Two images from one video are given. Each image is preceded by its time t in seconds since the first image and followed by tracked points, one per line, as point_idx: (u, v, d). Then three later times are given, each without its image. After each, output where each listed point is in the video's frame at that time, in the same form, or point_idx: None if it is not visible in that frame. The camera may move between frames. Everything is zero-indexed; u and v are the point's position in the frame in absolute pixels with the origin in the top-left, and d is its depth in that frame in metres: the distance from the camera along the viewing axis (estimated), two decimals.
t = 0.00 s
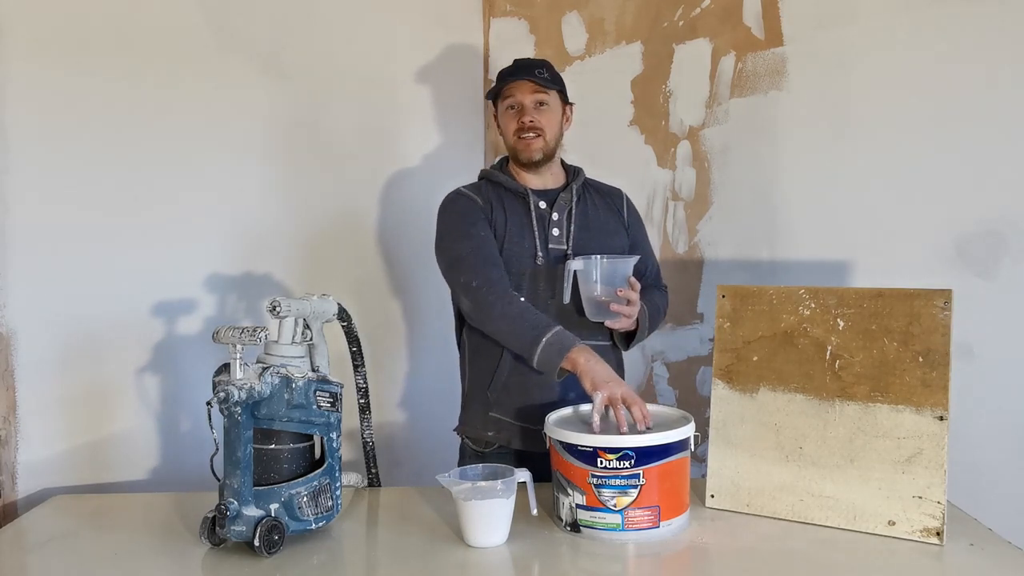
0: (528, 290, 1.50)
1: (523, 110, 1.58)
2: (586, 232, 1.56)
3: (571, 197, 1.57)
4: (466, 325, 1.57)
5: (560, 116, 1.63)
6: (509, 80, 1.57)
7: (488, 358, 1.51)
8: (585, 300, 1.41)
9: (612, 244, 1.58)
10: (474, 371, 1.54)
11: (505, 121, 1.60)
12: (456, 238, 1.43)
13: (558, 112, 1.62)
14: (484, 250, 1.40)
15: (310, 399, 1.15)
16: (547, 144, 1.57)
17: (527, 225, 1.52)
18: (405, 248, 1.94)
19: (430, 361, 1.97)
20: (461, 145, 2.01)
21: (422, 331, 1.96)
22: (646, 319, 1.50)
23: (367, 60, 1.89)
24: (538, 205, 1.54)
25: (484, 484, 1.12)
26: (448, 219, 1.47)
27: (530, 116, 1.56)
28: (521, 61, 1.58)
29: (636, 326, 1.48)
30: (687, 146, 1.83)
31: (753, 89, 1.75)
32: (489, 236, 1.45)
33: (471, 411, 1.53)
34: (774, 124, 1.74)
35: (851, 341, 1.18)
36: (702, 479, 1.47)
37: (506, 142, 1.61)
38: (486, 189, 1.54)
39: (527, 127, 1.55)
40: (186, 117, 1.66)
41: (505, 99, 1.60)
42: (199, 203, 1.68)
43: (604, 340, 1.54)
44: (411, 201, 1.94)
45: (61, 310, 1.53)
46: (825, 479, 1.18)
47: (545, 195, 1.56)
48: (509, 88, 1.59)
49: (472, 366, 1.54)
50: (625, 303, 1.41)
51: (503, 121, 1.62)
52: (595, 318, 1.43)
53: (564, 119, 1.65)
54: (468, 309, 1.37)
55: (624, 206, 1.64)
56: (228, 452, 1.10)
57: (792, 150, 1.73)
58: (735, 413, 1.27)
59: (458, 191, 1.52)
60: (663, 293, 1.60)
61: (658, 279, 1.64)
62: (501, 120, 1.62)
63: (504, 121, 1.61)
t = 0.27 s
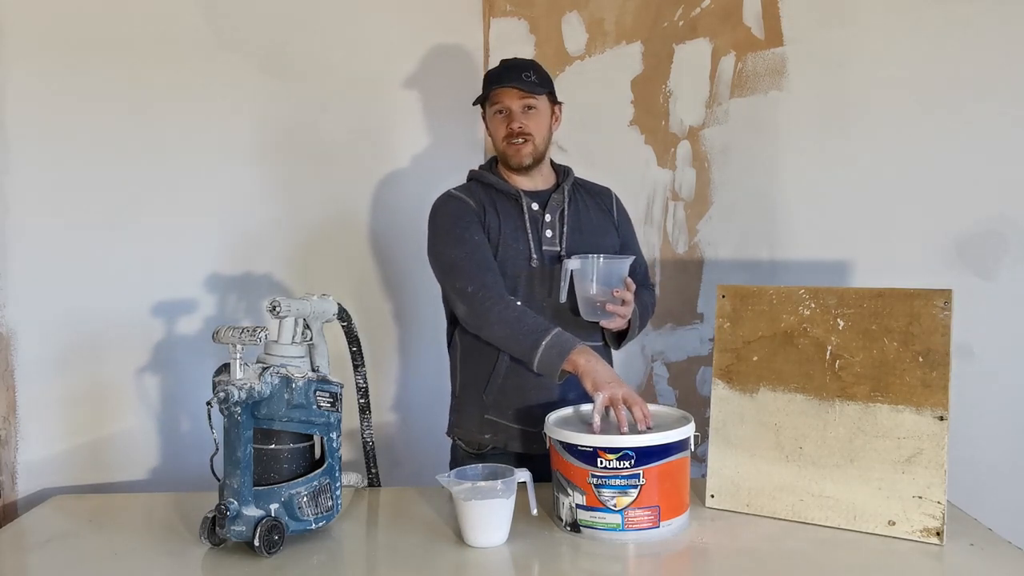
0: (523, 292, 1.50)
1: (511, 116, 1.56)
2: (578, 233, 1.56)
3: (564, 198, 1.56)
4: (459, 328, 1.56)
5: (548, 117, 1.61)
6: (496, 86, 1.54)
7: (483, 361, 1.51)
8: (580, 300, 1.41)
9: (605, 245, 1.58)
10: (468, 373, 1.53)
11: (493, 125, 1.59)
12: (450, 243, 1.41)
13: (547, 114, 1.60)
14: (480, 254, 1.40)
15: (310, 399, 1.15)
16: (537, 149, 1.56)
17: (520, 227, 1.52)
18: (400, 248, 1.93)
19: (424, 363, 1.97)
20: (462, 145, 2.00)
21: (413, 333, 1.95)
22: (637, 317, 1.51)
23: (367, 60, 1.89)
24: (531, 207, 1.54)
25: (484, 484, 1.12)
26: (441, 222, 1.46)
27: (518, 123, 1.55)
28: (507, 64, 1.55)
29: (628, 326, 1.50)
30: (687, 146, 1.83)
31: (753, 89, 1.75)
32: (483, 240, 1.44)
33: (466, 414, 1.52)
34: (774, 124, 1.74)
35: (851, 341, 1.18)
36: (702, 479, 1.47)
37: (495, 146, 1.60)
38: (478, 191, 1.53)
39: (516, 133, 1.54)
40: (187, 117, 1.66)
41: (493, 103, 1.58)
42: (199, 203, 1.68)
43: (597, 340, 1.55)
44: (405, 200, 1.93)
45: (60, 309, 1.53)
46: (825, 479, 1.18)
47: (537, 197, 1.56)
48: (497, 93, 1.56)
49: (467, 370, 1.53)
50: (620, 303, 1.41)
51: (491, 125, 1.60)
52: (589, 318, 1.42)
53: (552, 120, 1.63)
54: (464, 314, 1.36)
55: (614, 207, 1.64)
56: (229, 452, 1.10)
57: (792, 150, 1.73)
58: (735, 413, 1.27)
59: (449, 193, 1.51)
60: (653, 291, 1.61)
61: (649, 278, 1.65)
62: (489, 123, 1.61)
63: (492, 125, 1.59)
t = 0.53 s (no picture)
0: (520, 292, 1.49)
1: (506, 117, 1.56)
2: (572, 233, 1.56)
3: (558, 198, 1.57)
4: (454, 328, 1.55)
5: (543, 119, 1.61)
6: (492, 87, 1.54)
7: (478, 361, 1.50)
8: (580, 301, 1.41)
9: (598, 245, 1.59)
10: (462, 374, 1.53)
11: (487, 126, 1.58)
12: (447, 243, 1.41)
13: (541, 116, 1.60)
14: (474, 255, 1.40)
15: (310, 399, 1.15)
16: (531, 150, 1.56)
17: (516, 228, 1.51)
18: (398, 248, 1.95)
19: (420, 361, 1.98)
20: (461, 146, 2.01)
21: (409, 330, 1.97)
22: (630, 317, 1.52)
23: (367, 60, 1.89)
24: (526, 208, 1.54)
25: (484, 484, 1.12)
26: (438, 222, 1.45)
27: (513, 124, 1.54)
28: (503, 65, 1.55)
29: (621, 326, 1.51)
30: (687, 146, 1.83)
31: (753, 89, 1.75)
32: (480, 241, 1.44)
33: (461, 415, 1.52)
34: (774, 124, 1.74)
35: (851, 341, 1.18)
36: (702, 479, 1.47)
37: (489, 146, 1.59)
38: (473, 190, 1.53)
39: (511, 134, 1.54)
40: (187, 117, 1.66)
41: (488, 104, 1.57)
42: (200, 203, 1.68)
43: (591, 340, 1.55)
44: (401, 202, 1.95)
45: (60, 309, 1.53)
46: (825, 479, 1.18)
47: (532, 198, 1.56)
48: (492, 94, 1.55)
49: (462, 371, 1.53)
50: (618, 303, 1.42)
51: (485, 126, 1.59)
52: (588, 318, 1.42)
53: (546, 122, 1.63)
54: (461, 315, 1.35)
55: (607, 208, 1.65)
56: (229, 453, 1.10)
57: (793, 150, 1.73)
58: (735, 413, 1.27)
59: (444, 193, 1.50)
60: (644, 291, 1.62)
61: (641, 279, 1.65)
62: (484, 124, 1.60)
63: (486, 126, 1.59)
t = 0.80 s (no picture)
0: (512, 295, 1.51)
1: (509, 120, 1.55)
2: (571, 233, 1.56)
3: (557, 199, 1.56)
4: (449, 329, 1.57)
5: (544, 120, 1.61)
6: (495, 92, 1.52)
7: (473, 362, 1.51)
8: (574, 302, 1.40)
9: (597, 246, 1.59)
10: (458, 375, 1.53)
11: (489, 129, 1.58)
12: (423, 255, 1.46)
13: (543, 117, 1.59)
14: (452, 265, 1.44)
15: (310, 399, 1.15)
16: (535, 153, 1.57)
17: (512, 229, 1.52)
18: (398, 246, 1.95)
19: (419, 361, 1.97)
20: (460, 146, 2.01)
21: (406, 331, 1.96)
22: (629, 319, 1.50)
23: (367, 60, 1.89)
24: (524, 209, 1.54)
25: (484, 484, 1.12)
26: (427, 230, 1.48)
27: (516, 128, 1.54)
28: (503, 67, 1.53)
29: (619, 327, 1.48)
30: (687, 146, 1.83)
31: (753, 89, 1.75)
32: (464, 250, 1.47)
33: (459, 415, 1.52)
34: (774, 124, 1.74)
35: (852, 341, 1.18)
36: (702, 479, 1.47)
37: (491, 149, 1.59)
38: (468, 194, 1.55)
39: (515, 138, 1.54)
40: (187, 117, 1.66)
41: (490, 107, 1.56)
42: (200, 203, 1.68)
43: (589, 341, 1.54)
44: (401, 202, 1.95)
45: (60, 309, 1.53)
46: (825, 479, 1.18)
47: (530, 199, 1.56)
48: (494, 98, 1.54)
49: (457, 371, 1.53)
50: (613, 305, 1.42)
51: (488, 129, 1.59)
52: (583, 319, 1.42)
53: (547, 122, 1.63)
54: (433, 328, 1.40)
55: (608, 209, 1.64)
56: (229, 453, 1.10)
57: (793, 149, 1.73)
58: (735, 413, 1.27)
59: (438, 198, 1.53)
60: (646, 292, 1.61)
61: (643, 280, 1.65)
62: (485, 127, 1.59)
63: (489, 129, 1.58)
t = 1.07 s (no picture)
0: (504, 294, 1.52)
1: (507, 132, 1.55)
2: (573, 232, 1.55)
3: (558, 198, 1.56)
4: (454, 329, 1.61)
5: (546, 128, 1.59)
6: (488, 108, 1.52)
7: (475, 362, 1.53)
8: (567, 301, 1.39)
9: (600, 244, 1.56)
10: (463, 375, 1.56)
11: (490, 140, 1.58)
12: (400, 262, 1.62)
13: (545, 126, 1.58)
14: (429, 268, 1.55)
15: (310, 399, 1.15)
16: (535, 161, 1.56)
17: (507, 229, 1.55)
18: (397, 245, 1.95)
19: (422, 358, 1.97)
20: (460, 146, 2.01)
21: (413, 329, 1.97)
22: (637, 320, 1.48)
23: (367, 60, 1.89)
24: (521, 208, 1.55)
25: (484, 484, 1.12)
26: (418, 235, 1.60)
27: (515, 139, 1.54)
28: (499, 78, 1.53)
29: (623, 328, 1.45)
30: (687, 146, 1.83)
31: (753, 89, 1.75)
32: (445, 255, 1.56)
33: (464, 415, 1.54)
34: (774, 124, 1.74)
35: (852, 341, 1.18)
36: (702, 479, 1.46)
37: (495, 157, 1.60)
38: (464, 196, 1.61)
39: (513, 150, 1.54)
40: (186, 117, 1.66)
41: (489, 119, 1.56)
42: (200, 203, 1.68)
43: (590, 341, 1.53)
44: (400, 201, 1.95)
45: (60, 309, 1.53)
46: (825, 479, 1.18)
47: (529, 198, 1.57)
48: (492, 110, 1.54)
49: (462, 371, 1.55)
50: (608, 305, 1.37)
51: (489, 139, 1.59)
52: (577, 318, 1.41)
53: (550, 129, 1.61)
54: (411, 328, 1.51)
55: (617, 207, 1.61)
56: (228, 453, 1.10)
57: (792, 149, 1.73)
58: (735, 413, 1.27)
59: (436, 201, 1.62)
60: (659, 294, 1.58)
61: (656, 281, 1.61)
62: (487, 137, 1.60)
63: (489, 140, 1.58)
